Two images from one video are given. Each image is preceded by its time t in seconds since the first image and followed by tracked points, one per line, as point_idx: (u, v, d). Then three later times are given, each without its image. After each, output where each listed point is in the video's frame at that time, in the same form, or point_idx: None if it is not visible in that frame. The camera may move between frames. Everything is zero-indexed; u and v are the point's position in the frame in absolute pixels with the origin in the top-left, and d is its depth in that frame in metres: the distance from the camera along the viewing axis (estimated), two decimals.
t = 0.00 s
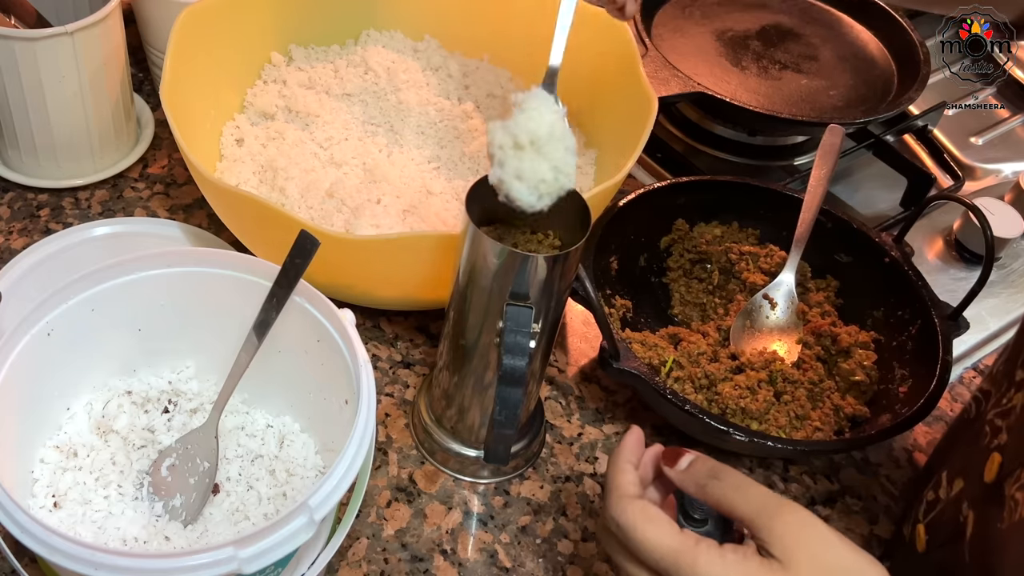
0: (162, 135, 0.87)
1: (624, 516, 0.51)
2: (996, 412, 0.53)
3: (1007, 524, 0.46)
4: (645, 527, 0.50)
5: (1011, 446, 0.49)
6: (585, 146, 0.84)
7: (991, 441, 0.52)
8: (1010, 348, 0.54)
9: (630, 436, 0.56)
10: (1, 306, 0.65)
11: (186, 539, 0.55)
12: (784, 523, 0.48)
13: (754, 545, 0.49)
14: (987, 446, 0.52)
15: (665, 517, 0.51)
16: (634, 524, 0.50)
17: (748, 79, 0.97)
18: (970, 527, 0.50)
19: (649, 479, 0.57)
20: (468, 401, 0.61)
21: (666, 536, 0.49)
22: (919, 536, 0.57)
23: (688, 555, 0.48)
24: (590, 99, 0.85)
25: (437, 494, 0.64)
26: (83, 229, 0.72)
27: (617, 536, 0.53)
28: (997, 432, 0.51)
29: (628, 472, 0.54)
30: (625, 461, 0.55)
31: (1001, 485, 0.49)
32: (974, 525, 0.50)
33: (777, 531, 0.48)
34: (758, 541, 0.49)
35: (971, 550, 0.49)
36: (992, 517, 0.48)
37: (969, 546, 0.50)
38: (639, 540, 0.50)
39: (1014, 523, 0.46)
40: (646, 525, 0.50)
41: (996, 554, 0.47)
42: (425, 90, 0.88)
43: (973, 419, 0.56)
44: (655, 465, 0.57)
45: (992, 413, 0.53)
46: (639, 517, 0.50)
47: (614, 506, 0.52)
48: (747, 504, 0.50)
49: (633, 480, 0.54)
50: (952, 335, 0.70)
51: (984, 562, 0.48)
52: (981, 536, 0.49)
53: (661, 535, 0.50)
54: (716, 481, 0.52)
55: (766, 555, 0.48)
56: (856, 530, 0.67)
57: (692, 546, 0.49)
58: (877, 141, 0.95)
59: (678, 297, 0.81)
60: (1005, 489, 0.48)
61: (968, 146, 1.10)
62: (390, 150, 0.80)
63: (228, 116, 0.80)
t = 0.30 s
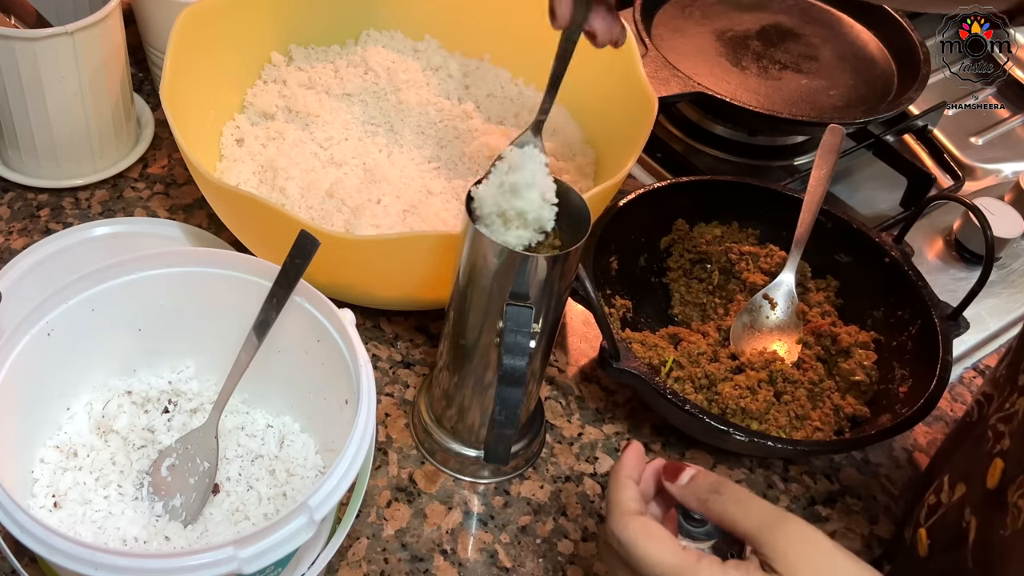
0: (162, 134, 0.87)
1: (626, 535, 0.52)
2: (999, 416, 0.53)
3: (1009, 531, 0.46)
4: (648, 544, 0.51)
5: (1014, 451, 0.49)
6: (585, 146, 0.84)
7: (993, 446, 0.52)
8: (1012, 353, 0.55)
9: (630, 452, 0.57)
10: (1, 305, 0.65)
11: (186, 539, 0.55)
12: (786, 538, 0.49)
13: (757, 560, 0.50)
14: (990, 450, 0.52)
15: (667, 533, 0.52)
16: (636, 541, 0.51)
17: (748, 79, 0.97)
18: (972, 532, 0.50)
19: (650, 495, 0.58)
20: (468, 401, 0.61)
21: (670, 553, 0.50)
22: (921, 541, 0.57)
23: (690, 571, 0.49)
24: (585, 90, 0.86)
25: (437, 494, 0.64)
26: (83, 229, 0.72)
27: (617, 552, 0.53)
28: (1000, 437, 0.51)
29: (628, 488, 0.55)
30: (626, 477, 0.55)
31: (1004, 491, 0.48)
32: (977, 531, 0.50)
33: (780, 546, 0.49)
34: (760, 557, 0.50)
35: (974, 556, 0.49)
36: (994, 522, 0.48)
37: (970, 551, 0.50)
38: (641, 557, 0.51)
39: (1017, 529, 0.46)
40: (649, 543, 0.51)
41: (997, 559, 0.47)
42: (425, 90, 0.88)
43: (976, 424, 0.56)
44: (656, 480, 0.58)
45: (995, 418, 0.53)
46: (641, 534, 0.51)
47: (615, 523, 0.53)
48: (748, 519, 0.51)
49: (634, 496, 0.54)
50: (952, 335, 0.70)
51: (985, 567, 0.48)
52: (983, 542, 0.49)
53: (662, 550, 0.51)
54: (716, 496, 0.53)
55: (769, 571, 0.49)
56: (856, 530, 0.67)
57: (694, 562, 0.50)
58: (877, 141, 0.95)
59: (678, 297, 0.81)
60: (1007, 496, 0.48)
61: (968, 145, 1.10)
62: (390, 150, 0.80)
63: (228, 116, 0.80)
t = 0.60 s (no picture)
0: (162, 135, 0.87)
1: (627, 540, 0.52)
2: (1000, 417, 0.53)
3: (1009, 534, 0.46)
4: (648, 550, 0.51)
5: (1014, 453, 0.49)
6: (585, 146, 0.84)
7: (994, 447, 0.52)
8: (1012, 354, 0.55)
9: (630, 458, 0.57)
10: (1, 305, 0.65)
11: (186, 539, 0.55)
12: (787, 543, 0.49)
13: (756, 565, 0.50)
14: (990, 452, 0.52)
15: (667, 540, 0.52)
16: (637, 547, 0.51)
17: (748, 79, 0.97)
18: (973, 534, 0.50)
19: (651, 501, 0.58)
20: (468, 401, 0.61)
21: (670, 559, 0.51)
22: (922, 541, 0.56)
23: None
24: (581, 88, 0.86)
25: (437, 494, 0.64)
26: (83, 229, 0.72)
27: (617, 559, 0.54)
28: (1000, 438, 0.51)
29: (628, 495, 0.55)
30: (626, 484, 0.56)
31: (1005, 493, 0.48)
32: (978, 533, 0.50)
33: (781, 552, 0.49)
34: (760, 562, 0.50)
35: (974, 557, 0.49)
36: (995, 524, 0.48)
37: (970, 553, 0.50)
38: (642, 563, 0.51)
39: (1017, 532, 0.46)
40: (649, 547, 0.51)
41: (997, 560, 0.47)
42: (425, 90, 0.88)
43: (977, 424, 0.56)
44: (656, 486, 0.58)
45: (996, 419, 0.53)
46: (641, 541, 0.51)
47: (616, 529, 0.53)
48: (748, 523, 0.51)
49: (634, 502, 0.55)
50: (952, 335, 0.70)
51: (984, 567, 0.48)
52: (984, 543, 0.49)
53: (663, 556, 0.51)
54: (716, 501, 0.53)
55: None
56: (856, 530, 0.67)
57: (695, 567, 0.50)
58: (877, 141, 0.95)
59: (678, 297, 0.81)
60: (1007, 497, 0.48)
61: (968, 145, 1.10)
62: (390, 150, 0.80)
63: (228, 116, 0.80)
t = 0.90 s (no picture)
0: (162, 135, 0.87)
1: (630, 563, 0.51)
2: (988, 417, 0.53)
3: (999, 531, 0.46)
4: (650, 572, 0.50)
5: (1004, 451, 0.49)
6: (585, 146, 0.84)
7: (983, 447, 0.52)
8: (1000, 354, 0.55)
9: (633, 479, 0.57)
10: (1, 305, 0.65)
11: (186, 539, 0.55)
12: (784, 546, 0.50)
13: None
14: (980, 452, 0.52)
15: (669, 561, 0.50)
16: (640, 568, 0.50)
17: (748, 79, 0.97)
18: (965, 534, 0.50)
19: (654, 524, 0.57)
20: (469, 401, 0.61)
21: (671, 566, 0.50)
22: (912, 544, 0.57)
23: None
24: (580, 84, 0.86)
25: (437, 494, 0.64)
26: (83, 229, 0.72)
27: None
28: (989, 438, 0.51)
29: (631, 518, 0.55)
30: (628, 505, 0.56)
31: (994, 491, 0.48)
32: (969, 533, 0.49)
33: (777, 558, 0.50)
34: None
35: (966, 557, 0.49)
36: (985, 523, 0.48)
37: (963, 553, 0.50)
38: None
39: (1006, 530, 0.45)
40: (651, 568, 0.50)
41: (988, 560, 0.47)
42: (425, 90, 0.88)
43: (967, 425, 0.56)
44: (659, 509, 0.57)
45: (985, 419, 0.53)
46: (643, 564, 0.50)
47: (619, 552, 0.52)
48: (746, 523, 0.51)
49: (637, 525, 0.54)
50: (952, 336, 0.70)
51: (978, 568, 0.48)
52: (976, 543, 0.48)
53: None
54: (718, 523, 0.51)
55: None
56: (855, 530, 0.67)
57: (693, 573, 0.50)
58: (877, 141, 0.95)
59: (678, 297, 0.81)
60: (997, 495, 0.48)
61: (968, 145, 1.10)
62: (390, 150, 0.80)
63: (228, 116, 0.80)
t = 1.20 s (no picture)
0: (162, 135, 0.87)
1: (632, 562, 0.50)
2: (992, 418, 0.53)
3: (1004, 532, 0.46)
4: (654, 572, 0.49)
5: (1007, 452, 0.49)
6: (585, 146, 0.84)
7: (987, 447, 0.52)
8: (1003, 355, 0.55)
9: (635, 481, 0.57)
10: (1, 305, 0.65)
11: (186, 539, 0.55)
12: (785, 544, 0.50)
13: None
14: (984, 452, 0.52)
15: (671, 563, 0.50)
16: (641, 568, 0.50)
17: (748, 79, 0.97)
18: (968, 534, 0.50)
19: (658, 525, 0.57)
20: (469, 401, 0.61)
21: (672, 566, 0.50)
22: (916, 542, 0.57)
23: None
24: (581, 85, 0.86)
25: (437, 494, 0.64)
26: (83, 229, 0.72)
27: None
28: (993, 438, 0.51)
29: (634, 518, 0.54)
30: (631, 505, 0.55)
31: (998, 492, 0.48)
32: (973, 534, 0.49)
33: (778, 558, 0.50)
34: None
35: (970, 558, 0.49)
36: (989, 525, 0.48)
37: (966, 554, 0.50)
38: None
39: (1011, 532, 0.45)
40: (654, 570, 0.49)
41: (992, 562, 0.47)
42: (425, 90, 0.88)
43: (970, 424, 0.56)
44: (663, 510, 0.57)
45: (989, 420, 0.53)
46: (646, 564, 0.50)
47: (622, 553, 0.52)
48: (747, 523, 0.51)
49: (641, 526, 0.54)
50: (952, 335, 0.70)
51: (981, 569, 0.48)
52: (979, 545, 0.48)
53: None
54: (721, 523, 0.51)
55: None
56: (855, 530, 0.67)
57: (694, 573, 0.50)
58: (877, 141, 0.95)
59: (678, 297, 0.81)
60: (1001, 497, 0.48)
61: (968, 145, 1.10)
62: (390, 150, 0.80)
63: (228, 116, 0.80)
